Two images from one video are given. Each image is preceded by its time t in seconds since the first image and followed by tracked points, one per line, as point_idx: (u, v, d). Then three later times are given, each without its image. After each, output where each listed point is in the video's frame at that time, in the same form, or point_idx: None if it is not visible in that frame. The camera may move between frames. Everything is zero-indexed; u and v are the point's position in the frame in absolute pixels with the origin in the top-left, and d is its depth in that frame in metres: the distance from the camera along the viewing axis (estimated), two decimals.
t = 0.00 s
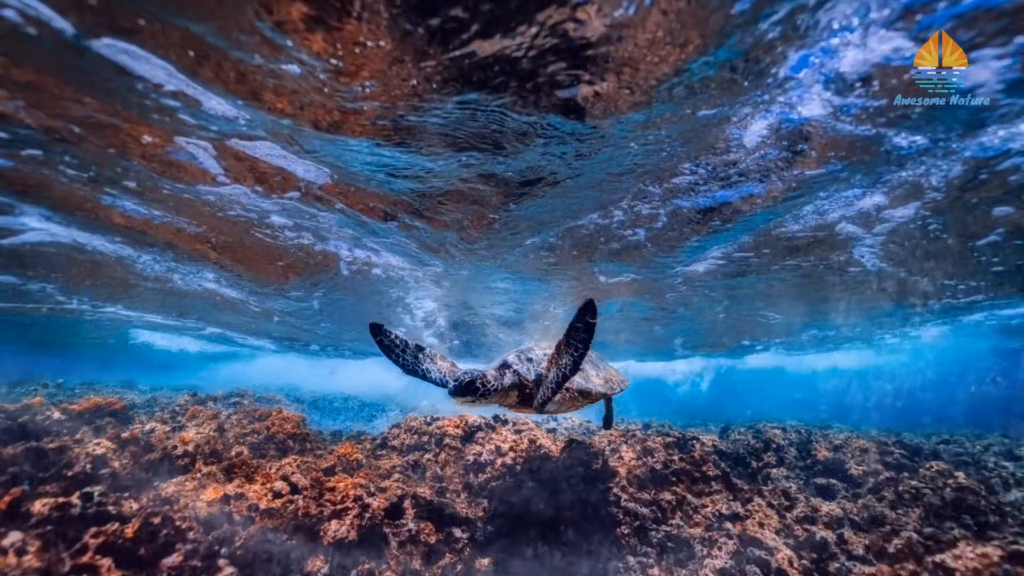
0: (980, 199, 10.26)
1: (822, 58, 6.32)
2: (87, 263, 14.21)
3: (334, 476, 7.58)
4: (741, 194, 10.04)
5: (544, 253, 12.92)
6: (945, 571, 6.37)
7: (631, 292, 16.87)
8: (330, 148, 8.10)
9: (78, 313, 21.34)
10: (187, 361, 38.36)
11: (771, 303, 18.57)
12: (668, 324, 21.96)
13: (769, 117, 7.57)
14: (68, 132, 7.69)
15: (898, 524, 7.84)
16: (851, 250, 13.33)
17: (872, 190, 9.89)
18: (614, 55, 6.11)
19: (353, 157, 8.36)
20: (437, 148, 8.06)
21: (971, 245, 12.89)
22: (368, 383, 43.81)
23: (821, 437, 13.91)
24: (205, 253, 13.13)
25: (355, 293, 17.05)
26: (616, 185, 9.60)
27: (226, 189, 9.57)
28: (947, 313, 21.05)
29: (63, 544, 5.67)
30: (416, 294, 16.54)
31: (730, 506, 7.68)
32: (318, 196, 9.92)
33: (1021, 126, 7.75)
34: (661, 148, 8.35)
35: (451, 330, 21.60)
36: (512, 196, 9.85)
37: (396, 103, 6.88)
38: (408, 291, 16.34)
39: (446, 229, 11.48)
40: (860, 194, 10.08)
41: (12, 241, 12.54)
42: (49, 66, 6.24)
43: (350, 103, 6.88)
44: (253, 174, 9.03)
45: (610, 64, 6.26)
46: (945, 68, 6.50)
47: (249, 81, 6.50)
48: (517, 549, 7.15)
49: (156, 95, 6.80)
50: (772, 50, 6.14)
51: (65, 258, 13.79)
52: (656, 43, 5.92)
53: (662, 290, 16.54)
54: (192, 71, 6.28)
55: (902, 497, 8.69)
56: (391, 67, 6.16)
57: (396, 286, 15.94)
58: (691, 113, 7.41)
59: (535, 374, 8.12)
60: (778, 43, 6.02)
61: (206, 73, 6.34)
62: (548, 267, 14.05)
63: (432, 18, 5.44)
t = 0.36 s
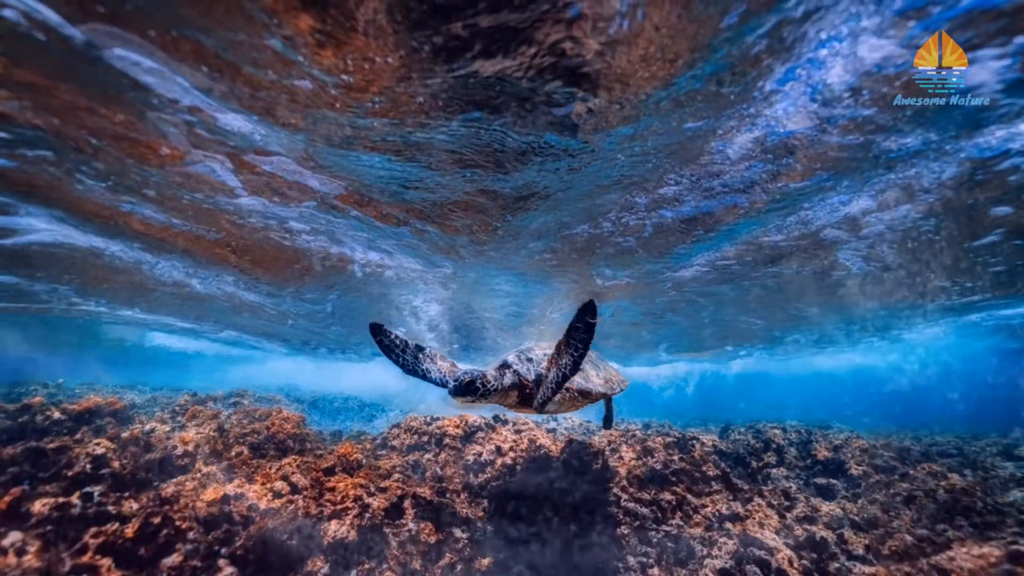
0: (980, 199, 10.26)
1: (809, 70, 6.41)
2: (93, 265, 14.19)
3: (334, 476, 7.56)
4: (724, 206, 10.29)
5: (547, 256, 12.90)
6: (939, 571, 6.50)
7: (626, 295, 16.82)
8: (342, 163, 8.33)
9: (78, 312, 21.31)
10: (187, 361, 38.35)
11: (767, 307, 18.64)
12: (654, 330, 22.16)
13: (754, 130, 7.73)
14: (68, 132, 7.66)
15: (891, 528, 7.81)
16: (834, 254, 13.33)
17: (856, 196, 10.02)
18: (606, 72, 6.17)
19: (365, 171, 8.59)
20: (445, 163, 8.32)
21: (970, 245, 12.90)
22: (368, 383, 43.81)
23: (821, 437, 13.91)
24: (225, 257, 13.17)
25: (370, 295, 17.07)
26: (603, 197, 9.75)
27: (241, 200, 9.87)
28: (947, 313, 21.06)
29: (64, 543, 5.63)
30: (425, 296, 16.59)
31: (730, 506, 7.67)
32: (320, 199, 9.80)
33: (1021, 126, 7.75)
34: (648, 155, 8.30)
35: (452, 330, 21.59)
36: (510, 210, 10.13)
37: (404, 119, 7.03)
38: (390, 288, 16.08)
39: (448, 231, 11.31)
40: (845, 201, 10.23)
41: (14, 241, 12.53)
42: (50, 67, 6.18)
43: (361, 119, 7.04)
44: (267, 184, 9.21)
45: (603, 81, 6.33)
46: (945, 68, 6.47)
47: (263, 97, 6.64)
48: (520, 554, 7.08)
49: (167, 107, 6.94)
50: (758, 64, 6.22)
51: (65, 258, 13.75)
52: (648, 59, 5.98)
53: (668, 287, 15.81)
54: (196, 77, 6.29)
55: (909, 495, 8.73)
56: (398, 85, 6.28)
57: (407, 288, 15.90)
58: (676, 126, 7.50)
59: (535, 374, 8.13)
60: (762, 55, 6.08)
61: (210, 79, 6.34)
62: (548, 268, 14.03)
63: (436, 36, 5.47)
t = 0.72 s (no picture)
0: (981, 199, 10.27)
1: (831, 51, 6.25)
2: (75, 261, 14.10)
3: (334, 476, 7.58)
4: (751, 186, 9.85)
5: (544, 251, 12.92)
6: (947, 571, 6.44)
7: (633, 291, 16.93)
8: (320, 137, 7.97)
9: (77, 312, 21.36)
10: (187, 361, 38.41)
11: (769, 302, 18.67)
12: (676, 320, 21.78)
13: (779, 107, 7.41)
14: (68, 131, 7.73)
15: (904, 522, 7.88)
16: (861, 247, 13.27)
17: (881, 188, 9.90)
18: (617, 43, 6.03)
19: (344, 146, 8.20)
20: (432, 135, 7.88)
21: (971, 245, 12.90)
22: (368, 383, 43.82)
23: (821, 437, 13.91)
24: (193, 249, 13.06)
25: (345, 291, 16.88)
26: (625, 176, 9.46)
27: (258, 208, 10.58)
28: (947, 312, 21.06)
29: (63, 544, 5.64)
30: (410, 292, 16.53)
31: (730, 506, 7.63)
32: (309, 191, 9.86)
33: (1022, 126, 7.75)
34: (671, 138, 8.18)
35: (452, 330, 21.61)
36: (513, 184, 9.55)
37: (389, 92, 6.79)
38: (401, 288, 16.17)
39: (460, 235, 11.91)
40: (869, 191, 10.06)
41: (11, 241, 12.60)
42: (48, 64, 6.26)
43: (341, 91, 6.78)
44: (285, 198, 10.17)
45: (614, 52, 6.18)
46: (945, 68, 6.50)
47: (239, 70, 6.39)
48: (518, 541, 7.37)
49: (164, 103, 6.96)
50: (783, 41, 6.06)
51: (61, 257, 13.79)
52: (661, 32, 5.85)
53: (664, 288, 16.66)
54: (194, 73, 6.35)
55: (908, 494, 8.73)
56: (384, 56, 6.10)
57: (389, 285, 15.96)
58: (701, 103, 7.26)
59: (535, 374, 8.13)
60: (788, 33, 5.92)
61: (208, 74, 6.39)
62: (548, 267, 14.06)
63: (433, 7, 5.43)
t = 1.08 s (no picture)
0: (980, 199, 10.27)
1: (819, 61, 6.34)
2: (91, 264, 14.29)
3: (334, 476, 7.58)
4: (737, 197, 10.09)
5: (545, 253, 12.92)
6: (944, 571, 6.52)
7: (629, 293, 16.79)
8: (333, 153, 8.15)
9: (78, 312, 21.34)
10: (187, 361, 38.39)
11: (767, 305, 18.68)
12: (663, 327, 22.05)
13: (766, 120, 7.59)
14: (67, 132, 7.70)
15: (896, 525, 7.92)
16: (847, 251, 13.31)
17: (869, 192, 9.93)
18: (612, 60, 6.13)
19: (356, 161, 8.41)
20: (440, 152, 8.11)
21: (971, 245, 12.90)
22: (368, 383, 43.86)
23: (821, 437, 13.91)
24: (213, 255, 13.16)
25: (360, 293, 17.03)
26: (612, 189, 9.64)
27: (275, 216, 10.77)
28: (947, 313, 21.08)
29: (63, 543, 5.67)
30: (419, 294, 16.58)
31: (730, 506, 7.65)
32: (324, 200, 10.01)
33: (1021, 126, 7.74)
34: (657, 151, 8.33)
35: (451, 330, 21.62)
36: (512, 201, 9.91)
37: (398, 107, 6.89)
38: (399, 288, 16.15)
39: (471, 239, 11.95)
40: (857, 196, 10.11)
41: (12, 241, 12.59)
42: (49, 66, 6.24)
43: (353, 107, 6.89)
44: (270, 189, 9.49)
45: (608, 69, 6.27)
46: (945, 68, 6.48)
47: (252, 85, 6.51)
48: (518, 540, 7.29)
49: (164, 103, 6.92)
50: (768, 54, 6.17)
51: (63, 257, 13.78)
52: (653, 49, 5.94)
53: (659, 292, 16.62)
54: (194, 74, 6.32)
55: (908, 494, 8.73)
56: (392, 72, 6.18)
57: (399, 286, 15.89)
58: (686, 118, 7.42)
59: (535, 374, 8.12)
60: (774, 46, 6.02)
61: (206, 74, 6.34)
62: (548, 268, 14.05)
63: (432, 23, 5.44)
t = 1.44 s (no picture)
0: (980, 199, 10.26)
1: (806, 71, 6.44)
2: (102, 267, 14.44)
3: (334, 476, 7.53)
4: (722, 207, 10.44)
5: (548, 256, 12.99)
6: (938, 571, 6.68)
7: (626, 296, 16.89)
8: (346, 165, 8.51)
9: (77, 312, 21.29)
10: (187, 361, 38.41)
11: (761, 308, 18.81)
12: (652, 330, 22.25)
13: (752, 132, 7.82)
14: (66, 132, 7.70)
15: (892, 526, 7.91)
16: (831, 255, 13.44)
17: (854, 198, 10.17)
18: (603, 76, 6.29)
19: (369, 172, 8.72)
20: (447, 167, 8.51)
21: (971, 245, 12.90)
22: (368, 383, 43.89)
23: (821, 437, 13.91)
24: (229, 259, 13.31)
25: (372, 295, 17.08)
26: (601, 199, 9.92)
27: (292, 221, 10.92)
28: (947, 313, 21.08)
29: (63, 544, 5.66)
30: (425, 296, 16.67)
31: (730, 506, 7.60)
32: (336, 207, 10.22)
33: (1021, 126, 7.75)
34: (645, 160, 8.51)
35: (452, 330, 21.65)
36: (508, 211, 10.23)
37: (405, 122, 7.18)
38: (391, 288, 16.08)
39: (479, 242, 12.00)
40: (842, 202, 10.36)
41: (9, 241, 12.55)
42: (48, 66, 6.18)
43: (362, 121, 7.17)
44: (270, 186, 9.36)
45: (601, 84, 6.45)
46: (945, 68, 6.47)
47: (260, 94, 6.64)
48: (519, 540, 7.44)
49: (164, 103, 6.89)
50: (755, 66, 6.28)
51: (60, 258, 13.74)
52: (646, 62, 6.05)
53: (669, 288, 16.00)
54: (195, 75, 6.28)
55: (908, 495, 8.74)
56: (398, 88, 6.39)
57: (410, 288, 15.91)
58: (675, 128, 7.58)
59: (535, 374, 8.12)
60: (761, 58, 6.12)
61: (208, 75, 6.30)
62: (548, 268, 14.06)
63: (434, 39, 5.56)
